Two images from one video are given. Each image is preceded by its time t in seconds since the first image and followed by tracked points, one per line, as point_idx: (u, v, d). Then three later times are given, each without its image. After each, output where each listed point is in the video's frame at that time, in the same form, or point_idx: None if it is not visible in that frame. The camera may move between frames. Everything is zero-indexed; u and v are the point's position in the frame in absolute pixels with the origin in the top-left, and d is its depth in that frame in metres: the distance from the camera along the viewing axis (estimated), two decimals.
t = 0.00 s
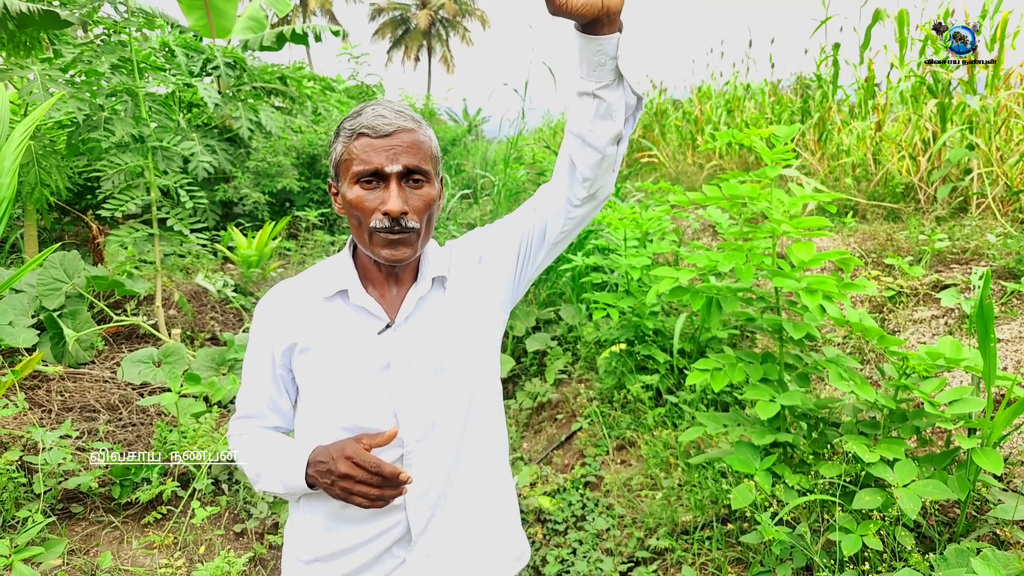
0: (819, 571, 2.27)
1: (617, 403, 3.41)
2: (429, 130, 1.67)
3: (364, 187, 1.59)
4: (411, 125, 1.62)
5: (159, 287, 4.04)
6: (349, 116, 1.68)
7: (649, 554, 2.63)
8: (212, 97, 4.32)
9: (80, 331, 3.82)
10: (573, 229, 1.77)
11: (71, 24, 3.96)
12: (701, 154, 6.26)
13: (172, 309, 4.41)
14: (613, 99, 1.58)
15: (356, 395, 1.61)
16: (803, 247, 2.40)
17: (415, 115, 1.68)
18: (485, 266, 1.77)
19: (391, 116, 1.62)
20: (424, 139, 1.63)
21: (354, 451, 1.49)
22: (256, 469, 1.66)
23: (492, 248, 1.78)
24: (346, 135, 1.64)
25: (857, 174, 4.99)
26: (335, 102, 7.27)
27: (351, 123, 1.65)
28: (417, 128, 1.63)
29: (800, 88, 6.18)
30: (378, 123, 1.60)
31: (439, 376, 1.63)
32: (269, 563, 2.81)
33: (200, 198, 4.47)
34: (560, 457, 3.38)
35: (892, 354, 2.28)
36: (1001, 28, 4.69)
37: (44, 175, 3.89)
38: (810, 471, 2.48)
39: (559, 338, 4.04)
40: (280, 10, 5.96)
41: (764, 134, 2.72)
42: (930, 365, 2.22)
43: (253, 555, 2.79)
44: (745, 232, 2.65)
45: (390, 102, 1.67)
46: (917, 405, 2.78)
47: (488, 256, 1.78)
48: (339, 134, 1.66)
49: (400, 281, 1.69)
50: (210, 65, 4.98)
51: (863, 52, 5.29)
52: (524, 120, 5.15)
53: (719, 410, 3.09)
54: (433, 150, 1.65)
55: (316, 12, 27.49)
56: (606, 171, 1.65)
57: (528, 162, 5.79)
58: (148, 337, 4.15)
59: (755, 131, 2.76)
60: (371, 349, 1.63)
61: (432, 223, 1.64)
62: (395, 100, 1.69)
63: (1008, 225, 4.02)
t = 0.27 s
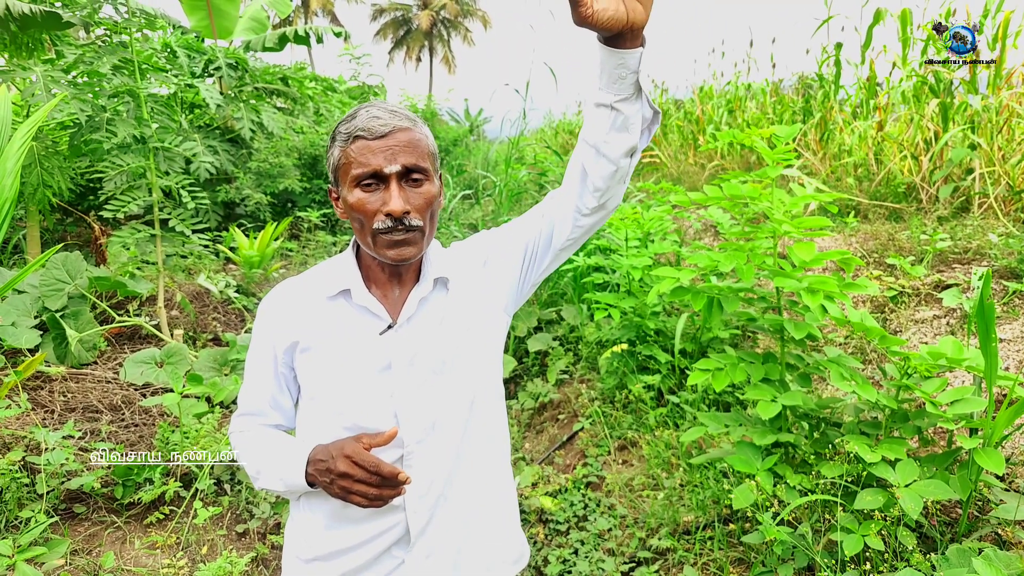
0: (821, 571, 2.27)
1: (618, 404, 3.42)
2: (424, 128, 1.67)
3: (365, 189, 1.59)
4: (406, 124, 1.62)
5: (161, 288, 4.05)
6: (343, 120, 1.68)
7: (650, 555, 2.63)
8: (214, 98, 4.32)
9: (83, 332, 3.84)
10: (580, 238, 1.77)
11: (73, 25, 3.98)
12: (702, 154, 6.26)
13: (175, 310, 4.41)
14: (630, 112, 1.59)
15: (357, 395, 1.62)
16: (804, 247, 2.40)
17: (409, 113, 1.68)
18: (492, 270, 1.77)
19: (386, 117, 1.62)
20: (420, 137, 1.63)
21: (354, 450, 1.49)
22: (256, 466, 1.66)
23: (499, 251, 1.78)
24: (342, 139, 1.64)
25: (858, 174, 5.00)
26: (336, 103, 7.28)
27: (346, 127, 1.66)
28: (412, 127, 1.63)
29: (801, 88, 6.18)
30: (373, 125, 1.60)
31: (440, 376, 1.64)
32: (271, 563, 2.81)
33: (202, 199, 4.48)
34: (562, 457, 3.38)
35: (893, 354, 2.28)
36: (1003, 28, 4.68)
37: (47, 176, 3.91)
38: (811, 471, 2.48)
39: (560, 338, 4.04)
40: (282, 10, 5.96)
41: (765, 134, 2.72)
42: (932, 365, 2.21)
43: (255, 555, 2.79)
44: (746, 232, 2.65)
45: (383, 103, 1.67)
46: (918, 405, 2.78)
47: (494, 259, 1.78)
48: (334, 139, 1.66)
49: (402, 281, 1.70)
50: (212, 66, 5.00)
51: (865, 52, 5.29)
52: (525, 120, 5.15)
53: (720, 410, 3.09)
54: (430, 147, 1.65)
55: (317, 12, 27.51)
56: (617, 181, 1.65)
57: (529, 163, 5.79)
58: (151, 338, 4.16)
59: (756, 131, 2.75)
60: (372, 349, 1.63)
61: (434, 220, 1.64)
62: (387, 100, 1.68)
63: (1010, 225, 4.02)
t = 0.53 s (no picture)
0: (821, 574, 2.26)
1: (618, 406, 3.42)
2: (436, 138, 1.65)
3: (371, 200, 1.59)
4: (417, 137, 1.60)
5: (161, 290, 4.06)
6: (355, 124, 1.66)
7: (650, 557, 2.63)
8: (213, 101, 4.33)
9: (83, 334, 3.84)
10: (576, 251, 1.72)
11: (73, 28, 3.98)
12: (702, 156, 6.27)
13: (175, 312, 4.42)
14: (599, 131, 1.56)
15: (356, 397, 1.62)
16: (803, 249, 2.40)
17: (422, 122, 1.66)
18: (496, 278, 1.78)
19: (397, 128, 1.60)
20: (431, 149, 1.61)
21: (349, 453, 1.49)
22: (259, 464, 1.67)
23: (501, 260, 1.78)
24: (352, 145, 1.63)
25: (858, 176, 5.00)
26: (336, 105, 7.29)
27: (357, 132, 1.64)
28: (424, 138, 1.61)
29: (801, 89, 6.18)
30: (385, 135, 1.59)
31: (440, 380, 1.64)
32: (271, 566, 2.81)
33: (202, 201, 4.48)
34: (562, 459, 3.38)
35: (893, 355, 2.28)
36: (1002, 29, 4.69)
37: (47, 179, 3.91)
38: (811, 472, 2.49)
39: (560, 340, 4.04)
40: (282, 13, 5.97)
41: (764, 136, 2.72)
42: (932, 366, 2.21)
43: (255, 558, 2.79)
44: (745, 234, 2.65)
45: (397, 110, 1.65)
46: (918, 407, 2.78)
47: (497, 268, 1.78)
48: (344, 143, 1.65)
49: (403, 286, 1.70)
50: (212, 68, 5.01)
51: (864, 53, 5.30)
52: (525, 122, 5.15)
53: (721, 411, 3.09)
54: (441, 160, 1.63)
55: (318, 15, 27.55)
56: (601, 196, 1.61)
57: (529, 164, 5.80)
58: (151, 340, 4.16)
59: (755, 133, 2.76)
60: (371, 353, 1.63)
61: (439, 232, 1.64)
62: (401, 107, 1.66)
63: (1010, 226, 4.02)
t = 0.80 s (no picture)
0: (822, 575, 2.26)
1: (619, 407, 3.42)
2: (449, 144, 1.64)
3: (381, 203, 1.59)
4: (431, 142, 1.59)
5: (162, 291, 4.06)
6: (369, 124, 1.65)
7: (651, 558, 2.62)
8: (214, 102, 4.33)
9: (84, 335, 3.84)
10: (569, 288, 1.63)
11: (74, 30, 3.99)
12: (703, 157, 6.27)
13: (176, 313, 4.42)
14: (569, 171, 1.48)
15: (358, 397, 1.62)
16: (804, 250, 2.40)
17: (436, 126, 1.65)
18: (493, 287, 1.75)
19: (411, 132, 1.59)
20: (444, 155, 1.60)
21: (347, 451, 1.48)
22: (265, 457, 1.68)
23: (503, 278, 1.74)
24: (365, 146, 1.62)
25: (859, 176, 5.00)
26: (337, 106, 7.29)
27: (371, 133, 1.63)
28: (438, 144, 1.60)
29: (802, 90, 6.18)
30: (399, 140, 1.58)
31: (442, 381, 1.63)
32: (271, 567, 2.80)
33: (202, 202, 4.49)
34: (563, 460, 3.37)
35: (894, 356, 2.27)
36: (1003, 29, 4.68)
37: (48, 180, 3.91)
38: (812, 473, 2.49)
39: (561, 341, 4.04)
40: (283, 14, 5.97)
41: (764, 137, 2.72)
42: (933, 367, 2.20)
43: (256, 559, 2.78)
44: (746, 235, 2.65)
45: (412, 113, 1.64)
46: (920, 408, 2.78)
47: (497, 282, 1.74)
48: (358, 142, 1.65)
49: (409, 288, 1.70)
50: (213, 69, 5.01)
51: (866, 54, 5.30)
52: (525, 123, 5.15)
53: (722, 412, 3.10)
54: (453, 165, 1.62)
55: (318, 16, 27.57)
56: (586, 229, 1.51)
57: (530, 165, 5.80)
58: (151, 341, 4.16)
59: (756, 133, 2.75)
60: (374, 354, 1.63)
61: (448, 237, 1.64)
62: (416, 110, 1.65)
63: (1011, 227, 4.01)
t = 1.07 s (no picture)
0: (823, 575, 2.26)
1: (620, 407, 3.42)
2: (443, 138, 1.66)
3: (381, 198, 1.59)
4: (425, 134, 1.60)
5: (163, 292, 4.06)
6: (362, 126, 1.66)
7: (653, 558, 2.61)
8: (215, 102, 4.33)
9: (85, 335, 3.84)
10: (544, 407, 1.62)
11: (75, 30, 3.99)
12: (704, 157, 6.27)
13: (176, 313, 4.42)
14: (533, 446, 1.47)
15: (364, 402, 1.61)
16: (806, 250, 2.40)
17: (428, 120, 1.66)
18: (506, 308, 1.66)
19: (404, 126, 1.60)
20: (439, 148, 1.61)
21: (357, 455, 1.47)
22: (269, 459, 1.67)
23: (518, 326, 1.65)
24: (360, 146, 1.63)
25: (860, 177, 5.00)
26: (338, 106, 7.30)
27: (365, 134, 1.64)
28: (432, 136, 1.62)
29: (802, 90, 6.18)
30: (392, 134, 1.58)
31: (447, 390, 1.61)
32: (272, 567, 2.80)
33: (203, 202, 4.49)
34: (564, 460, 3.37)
35: (895, 357, 2.27)
36: (1004, 29, 4.68)
37: (49, 180, 3.92)
38: (814, 474, 2.49)
39: (562, 342, 4.04)
40: (284, 14, 5.97)
41: (765, 137, 2.72)
42: (934, 367, 2.20)
43: (257, 559, 2.78)
44: (747, 235, 2.65)
45: (402, 110, 1.65)
46: (921, 408, 2.78)
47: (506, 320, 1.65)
48: (353, 144, 1.65)
49: (413, 289, 1.71)
50: (213, 70, 5.02)
51: (867, 54, 5.30)
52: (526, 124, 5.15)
53: (723, 412, 3.10)
54: (448, 158, 1.64)
55: (319, 16, 27.58)
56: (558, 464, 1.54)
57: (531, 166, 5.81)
58: (152, 341, 4.17)
59: (756, 134, 2.75)
60: (380, 358, 1.63)
61: (450, 229, 1.64)
62: (406, 107, 1.66)
63: (1012, 227, 4.01)
